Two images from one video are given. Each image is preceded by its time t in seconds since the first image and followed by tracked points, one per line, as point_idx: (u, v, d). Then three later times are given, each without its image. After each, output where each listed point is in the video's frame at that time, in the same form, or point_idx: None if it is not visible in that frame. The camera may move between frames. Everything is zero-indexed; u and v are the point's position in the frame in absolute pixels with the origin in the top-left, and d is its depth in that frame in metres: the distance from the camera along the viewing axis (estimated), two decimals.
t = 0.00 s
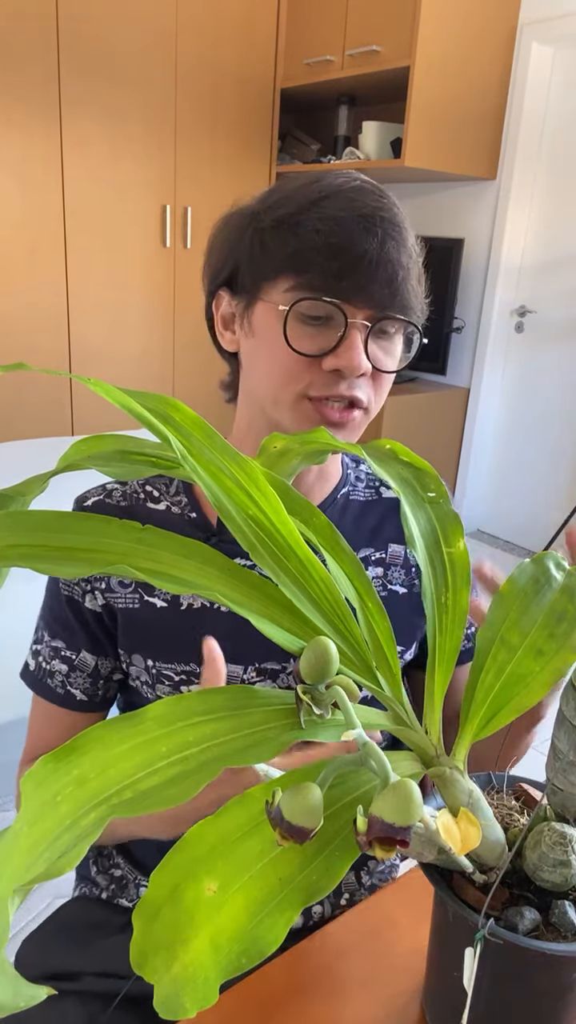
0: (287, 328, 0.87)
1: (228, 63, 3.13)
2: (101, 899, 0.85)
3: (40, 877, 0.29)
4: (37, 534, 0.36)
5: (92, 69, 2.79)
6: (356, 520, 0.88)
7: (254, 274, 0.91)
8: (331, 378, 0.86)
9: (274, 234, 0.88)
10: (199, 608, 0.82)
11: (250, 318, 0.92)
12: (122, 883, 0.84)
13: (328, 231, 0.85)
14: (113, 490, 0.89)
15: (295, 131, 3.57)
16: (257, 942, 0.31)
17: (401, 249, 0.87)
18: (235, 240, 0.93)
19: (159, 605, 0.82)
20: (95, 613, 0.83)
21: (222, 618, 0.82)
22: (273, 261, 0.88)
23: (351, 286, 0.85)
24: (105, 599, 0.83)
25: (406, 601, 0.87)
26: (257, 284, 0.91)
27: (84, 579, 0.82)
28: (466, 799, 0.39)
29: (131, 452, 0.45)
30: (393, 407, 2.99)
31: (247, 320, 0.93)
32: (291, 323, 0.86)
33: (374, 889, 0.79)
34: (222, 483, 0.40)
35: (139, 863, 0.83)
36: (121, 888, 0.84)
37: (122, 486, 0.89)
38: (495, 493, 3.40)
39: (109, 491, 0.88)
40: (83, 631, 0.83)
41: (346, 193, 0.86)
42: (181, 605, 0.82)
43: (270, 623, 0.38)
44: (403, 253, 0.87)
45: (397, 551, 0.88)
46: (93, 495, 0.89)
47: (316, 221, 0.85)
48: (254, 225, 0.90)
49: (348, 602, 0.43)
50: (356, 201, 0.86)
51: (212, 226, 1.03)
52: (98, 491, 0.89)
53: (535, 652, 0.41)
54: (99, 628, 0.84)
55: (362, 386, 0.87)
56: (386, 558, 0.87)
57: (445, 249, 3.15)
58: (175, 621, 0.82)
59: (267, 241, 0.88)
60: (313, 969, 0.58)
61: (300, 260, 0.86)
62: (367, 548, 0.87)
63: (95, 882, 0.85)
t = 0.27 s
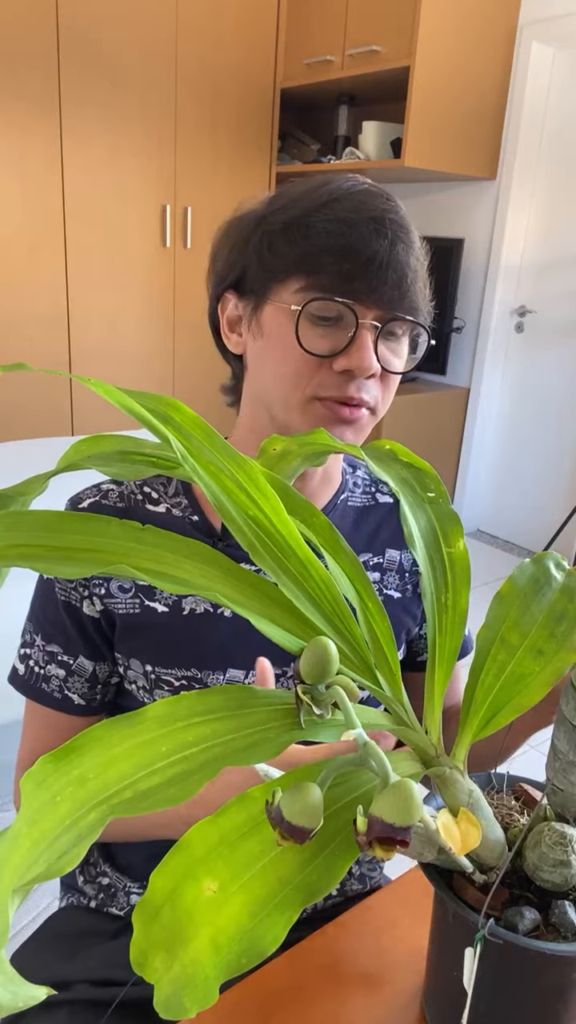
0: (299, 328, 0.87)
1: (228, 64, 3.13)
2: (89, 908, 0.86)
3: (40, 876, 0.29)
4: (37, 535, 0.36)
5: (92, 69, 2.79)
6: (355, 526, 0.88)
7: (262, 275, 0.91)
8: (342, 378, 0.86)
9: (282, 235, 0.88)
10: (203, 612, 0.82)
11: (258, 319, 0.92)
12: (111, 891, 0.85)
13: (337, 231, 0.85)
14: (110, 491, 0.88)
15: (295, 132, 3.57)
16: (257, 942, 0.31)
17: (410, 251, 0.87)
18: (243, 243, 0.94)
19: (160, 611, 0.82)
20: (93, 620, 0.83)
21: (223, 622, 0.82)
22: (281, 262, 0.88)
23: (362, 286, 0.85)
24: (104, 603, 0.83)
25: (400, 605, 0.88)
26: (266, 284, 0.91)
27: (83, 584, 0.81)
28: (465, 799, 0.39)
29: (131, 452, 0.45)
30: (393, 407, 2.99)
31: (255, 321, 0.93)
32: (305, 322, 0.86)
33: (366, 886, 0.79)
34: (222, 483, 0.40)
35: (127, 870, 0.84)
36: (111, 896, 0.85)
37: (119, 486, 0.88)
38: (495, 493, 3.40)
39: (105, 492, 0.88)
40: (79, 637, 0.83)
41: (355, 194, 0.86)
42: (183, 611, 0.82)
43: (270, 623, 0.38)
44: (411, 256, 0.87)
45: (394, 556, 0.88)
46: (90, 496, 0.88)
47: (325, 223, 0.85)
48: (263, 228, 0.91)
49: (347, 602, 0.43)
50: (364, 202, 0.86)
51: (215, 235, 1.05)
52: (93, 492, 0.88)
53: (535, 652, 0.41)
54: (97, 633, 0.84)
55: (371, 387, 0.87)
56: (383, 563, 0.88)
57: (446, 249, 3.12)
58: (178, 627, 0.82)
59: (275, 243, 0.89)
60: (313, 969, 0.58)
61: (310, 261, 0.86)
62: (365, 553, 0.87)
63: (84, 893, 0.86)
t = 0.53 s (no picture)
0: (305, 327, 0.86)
1: (228, 64, 3.13)
2: (85, 907, 0.86)
3: (40, 876, 0.29)
4: (36, 535, 0.36)
5: (92, 69, 2.79)
6: (362, 531, 0.89)
7: (267, 275, 0.91)
8: (350, 375, 0.85)
9: (287, 235, 0.89)
10: (205, 614, 0.82)
11: (265, 320, 0.92)
12: (106, 890, 0.85)
13: (343, 228, 0.85)
14: (116, 487, 0.88)
15: (295, 131, 3.57)
16: (257, 942, 0.31)
17: (415, 246, 0.88)
18: (249, 245, 0.94)
19: (163, 610, 0.82)
20: (97, 617, 0.83)
21: (226, 624, 0.82)
22: (286, 261, 0.89)
23: (368, 282, 0.85)
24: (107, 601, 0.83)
25: (402, 612, 0.87)
26: (272, 284, 0.91)
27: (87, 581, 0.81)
28: (466, 799, 0.39)
29: (131, 452, 0.45)
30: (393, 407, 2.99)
31: (262, 321, 0.93)
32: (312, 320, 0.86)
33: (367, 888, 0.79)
34: (222, 483, 0.40)
35: (122, 869, 0.84)
36: (106, 895, 0.85)
37: (125, 483, 0.88)
38: (495, 493, 3.40)
39: (112, 489, 0.88)
40: (82, 632, 0.83)
41: (359, 191, 0.87)
42: (186, 612, 0.82)
43: (270, 623, 0.38)
44: (417, 251, 0.88)
45: (399, 564, 0.88)
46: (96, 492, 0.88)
47: (331, 219, 0.86)
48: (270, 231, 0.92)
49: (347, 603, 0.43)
50: (369, 199, 0.87)
51: (221, 239, 1.05)
52: (101, 488, 0.89)
53: (535, 652, 0.41)
54: (100, 630, 0.84)
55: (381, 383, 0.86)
56: (387, 569, 0.88)
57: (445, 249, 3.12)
58: (180, 627, 0.82)
59: (281, 242, 0.89)
60: (313, 968, 0.58)
61: (315, 258, 0.87)
62: (370, 560, 0.87)
63: (80, 891, 0.86)
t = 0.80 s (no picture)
0: (299, 321, 0.87)
1: (228, 64, 3.13)
2: (90, 901, 0.86)
3: (40, 876, 0.29)
4: (38, 536, 0.36)
5: (92, 69, 2.79)
6: (374, 540, 0.88)
7: (267, 277, 0.91)
8: (346, 372, 0.84)
9: (286, 236, 0.89)
10: (212, 620, 0.82)
11: (265, 321, 0.93)
12: (113, 885, 0.85)
13: (339, 225, 0.85)
14: (127, 489, 0.88)
15: (295, 131, 3.57)
16: (257, 942, 0.31)
17: (415, 242, 0.87)
18: (253, 248, 0.95)
19: (170, 614, 0.82)
20: (105, 619, 0.83)
21: (234, 631, 0.82)
22: (284, 261, 0.89)
23: (363, 277, 0.85)
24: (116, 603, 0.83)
25: (416, 622, 0.87)
26: (271, 285, 0.91)
27: (96, 583, 0.81)
28: (465, 799, 0.39)
29: (131, 452, 0.45)
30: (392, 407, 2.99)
31: (262, 320, 0.93)
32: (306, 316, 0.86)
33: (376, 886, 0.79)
34: (222, 483, 0.40)
35: (131, 865, 0.84)
36: (112, 890, 0.85)
37: (136, 486, 0.88)
38: (495, 493, 3.40)
39: (123, 491, 0.88)
40: (91, 633, 0.83)
41: (357, 191, 0.87)
42: (194, 617, 0.82)
43: (270, 623, 0.38)
44: (417, 246, 0.87)
45: (411, 575, 0.88)
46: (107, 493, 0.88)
47: (327, 219, 0.86)
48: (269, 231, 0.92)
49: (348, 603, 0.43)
50: (366, 198, 0.87)
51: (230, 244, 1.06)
52: (111, 489, 0.89)
53: (535, 652, 0.41)
54: (108, 632, 0.84)
55: (376, 381, 0.85)
56: (399, 580, 0.87)
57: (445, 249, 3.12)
58: (188, 631, 0.82)
59: (280, 243, 0.89)
60: (314, 968, 0.58)
61: (310, 257, 0.87)
62: (381, 571, 0.87)
63: (85, 884, 0.86)
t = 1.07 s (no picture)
0: (297, 318, 0.87)
1: (228, 64, 3.13)
2: (96, 896, 0.85)
3: (40, 876, 0.29)
4: (39, 536, 0.36)
5: (92, 69, 2.79)
6: (383, 540, 0.88)
7: (266, 277, 0.92)
8: (345, 368, 0.84)
9: (284, 236, 0.90)
10: (219, 619, 0.82)
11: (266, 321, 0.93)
12: (118, 882, 0.84)
13: (333, 222, 0.85)
14: (136, 489, 0.88)
15: (295, 131, 3.57)
16: (257, 942, 0.31)
17: (411, 236, 0.87)
18: (255, 252, 0.95)
19: (177, 613, 0.82)
20: (112, 617, 0.83)
21: (242, 630, 0.82)
22: (282, 261, 0.89)
23: (359, 272, 0.84)
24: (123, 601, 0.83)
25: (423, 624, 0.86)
26: (270, 286, 0.91)
27: (103, 581, 0.81)
28: (466, 799, 0.39)
29: (130, 452, 0.45)
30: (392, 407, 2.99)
31: (263, 321, 0.93)
32: (304, 313, 0.86)
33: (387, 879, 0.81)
34: (222, 483, 0.40)
35: (137, 862, 0.84)
36: (117, 886, 0.84)
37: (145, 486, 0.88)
38: (495, 493, 3.40)
39: (131, 491, 0.88)
40: (98, 632, 0.83)
41: (352, 190, 0.88)
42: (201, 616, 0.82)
43: (270, 623, 0.38)
44: (414, 240, 0.87)
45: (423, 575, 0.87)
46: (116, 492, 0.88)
47: (322, 217, 0.86)
48: (270, 234, 0.93)
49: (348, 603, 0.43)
50: (362, 196, 0.87)
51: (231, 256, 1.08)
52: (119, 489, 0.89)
53: (535, 652, 0.41)
54: (116, 631, 0.84)
55: (378, 375, 0.84)
56: (411, 579, 0.87)
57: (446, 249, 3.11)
58: (194, 630, 0.82)
59: (278, 244, 0.90)
60: (314, 968, 0.58)
61: (306, 254, 0.87)
62: (392, 570, 0.87)
63: (91, 880, 0.86)
